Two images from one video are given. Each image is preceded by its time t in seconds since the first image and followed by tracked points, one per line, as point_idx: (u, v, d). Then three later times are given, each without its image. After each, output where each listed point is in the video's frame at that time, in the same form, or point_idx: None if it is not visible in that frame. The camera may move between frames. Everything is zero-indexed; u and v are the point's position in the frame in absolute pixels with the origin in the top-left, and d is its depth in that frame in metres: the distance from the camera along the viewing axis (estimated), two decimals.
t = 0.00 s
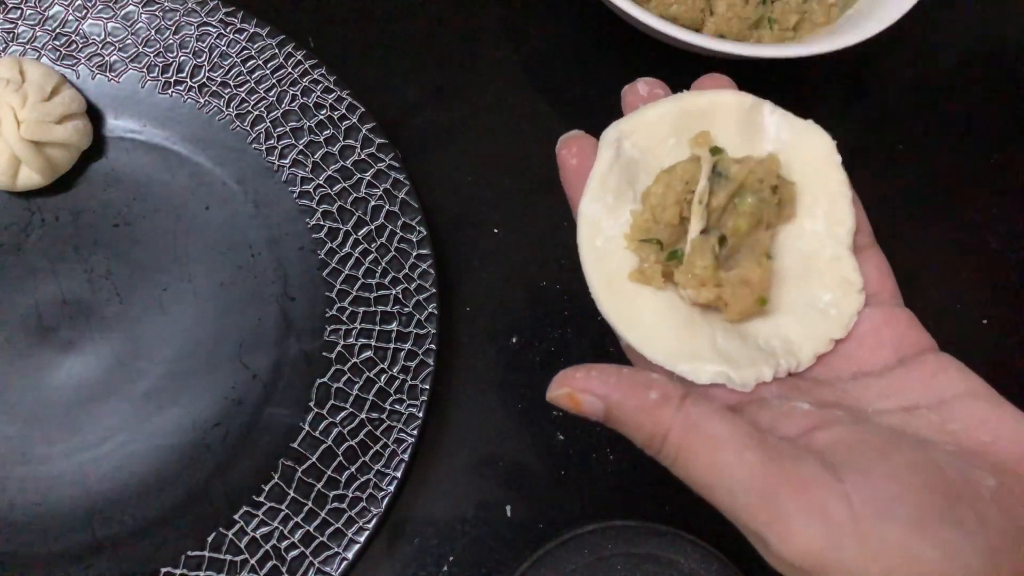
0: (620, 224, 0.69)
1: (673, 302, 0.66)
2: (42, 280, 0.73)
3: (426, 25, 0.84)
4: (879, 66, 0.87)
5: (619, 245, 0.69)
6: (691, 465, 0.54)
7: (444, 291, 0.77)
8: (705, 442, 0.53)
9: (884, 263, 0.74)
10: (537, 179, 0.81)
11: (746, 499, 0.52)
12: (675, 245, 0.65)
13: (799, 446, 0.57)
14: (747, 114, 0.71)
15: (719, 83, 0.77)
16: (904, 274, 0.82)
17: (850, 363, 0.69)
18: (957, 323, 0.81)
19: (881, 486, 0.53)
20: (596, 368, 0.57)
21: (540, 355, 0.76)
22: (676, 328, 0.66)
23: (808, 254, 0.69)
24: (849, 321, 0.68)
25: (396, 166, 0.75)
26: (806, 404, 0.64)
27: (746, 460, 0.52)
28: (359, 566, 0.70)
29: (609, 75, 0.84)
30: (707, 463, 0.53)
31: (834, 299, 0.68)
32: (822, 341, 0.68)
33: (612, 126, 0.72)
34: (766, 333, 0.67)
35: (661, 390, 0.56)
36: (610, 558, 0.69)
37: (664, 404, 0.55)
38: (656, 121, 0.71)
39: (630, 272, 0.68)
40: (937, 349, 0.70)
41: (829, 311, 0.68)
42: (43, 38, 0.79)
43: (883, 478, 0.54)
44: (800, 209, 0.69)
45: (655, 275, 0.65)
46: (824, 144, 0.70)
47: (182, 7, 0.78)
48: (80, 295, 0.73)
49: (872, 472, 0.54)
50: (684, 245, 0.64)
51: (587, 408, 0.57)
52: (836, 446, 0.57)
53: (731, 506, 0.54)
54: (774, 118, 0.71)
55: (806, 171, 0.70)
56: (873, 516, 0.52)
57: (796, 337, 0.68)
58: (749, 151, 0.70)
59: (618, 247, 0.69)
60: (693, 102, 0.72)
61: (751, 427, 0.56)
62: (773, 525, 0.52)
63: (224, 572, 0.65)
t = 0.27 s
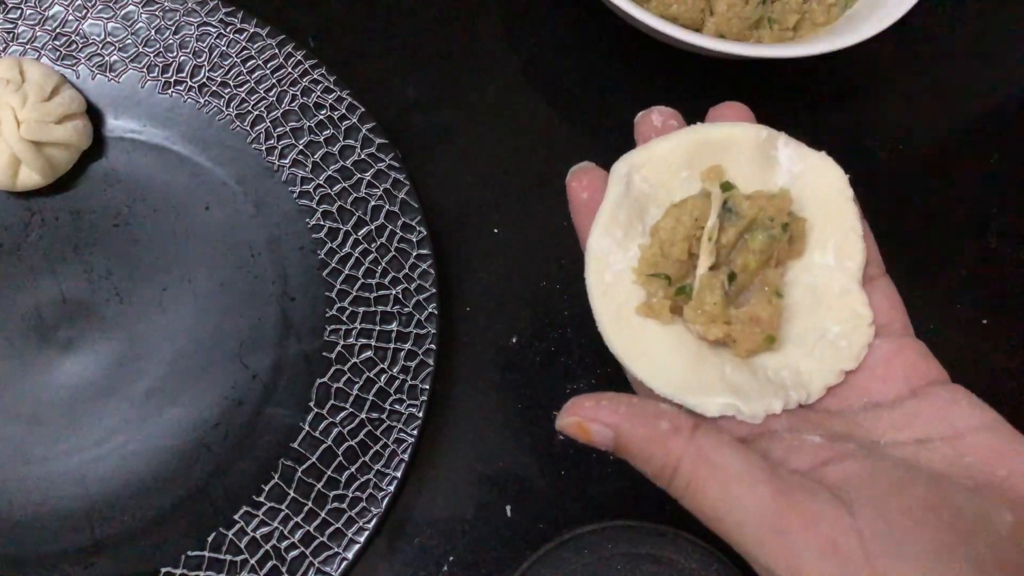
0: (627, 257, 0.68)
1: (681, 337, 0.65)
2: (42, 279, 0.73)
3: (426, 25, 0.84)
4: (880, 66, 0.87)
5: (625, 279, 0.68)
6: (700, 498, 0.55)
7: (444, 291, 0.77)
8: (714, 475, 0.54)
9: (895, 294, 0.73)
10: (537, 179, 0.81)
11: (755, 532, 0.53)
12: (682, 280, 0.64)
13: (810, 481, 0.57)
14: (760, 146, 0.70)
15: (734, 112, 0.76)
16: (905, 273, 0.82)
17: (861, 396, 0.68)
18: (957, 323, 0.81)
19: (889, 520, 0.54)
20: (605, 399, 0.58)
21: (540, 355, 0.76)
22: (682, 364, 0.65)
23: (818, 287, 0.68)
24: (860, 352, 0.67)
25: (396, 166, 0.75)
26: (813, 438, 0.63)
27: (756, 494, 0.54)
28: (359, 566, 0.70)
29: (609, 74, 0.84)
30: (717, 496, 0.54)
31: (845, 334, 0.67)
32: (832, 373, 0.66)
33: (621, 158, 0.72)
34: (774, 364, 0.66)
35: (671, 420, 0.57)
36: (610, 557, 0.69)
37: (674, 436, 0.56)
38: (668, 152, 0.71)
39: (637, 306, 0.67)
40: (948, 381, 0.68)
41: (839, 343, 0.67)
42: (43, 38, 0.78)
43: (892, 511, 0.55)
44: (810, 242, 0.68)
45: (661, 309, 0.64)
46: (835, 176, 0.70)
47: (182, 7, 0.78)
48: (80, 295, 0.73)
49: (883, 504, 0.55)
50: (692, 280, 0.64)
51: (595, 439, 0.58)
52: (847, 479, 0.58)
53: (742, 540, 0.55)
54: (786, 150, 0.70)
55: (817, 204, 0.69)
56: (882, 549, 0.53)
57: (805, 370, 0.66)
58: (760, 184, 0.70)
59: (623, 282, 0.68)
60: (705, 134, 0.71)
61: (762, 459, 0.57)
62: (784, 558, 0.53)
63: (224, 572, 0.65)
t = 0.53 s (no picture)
0: (678, 245, 0.68)
1: (720, 335, 0.65)
2: (42, 279, 0.73)
3: (426, 24, 0.84)
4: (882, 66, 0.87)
5: (673, 267, 0.68)
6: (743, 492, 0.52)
7: (444, 291, 0.77)
8: (755, 465, 0.52)
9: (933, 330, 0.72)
10: (537, 179, 0.81)
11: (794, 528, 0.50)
12: (732, 274, 0.64)
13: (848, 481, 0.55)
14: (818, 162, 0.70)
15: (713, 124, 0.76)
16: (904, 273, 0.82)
17: (892, 421, 0.66)
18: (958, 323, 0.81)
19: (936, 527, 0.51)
20: (645, 378, 0.55)
21: (540, 355, 0.76)
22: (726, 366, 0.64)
23: (862, 305, 0.67)
24: (897, 378, 0.66)
25: (396, 166, 0.75)
26: (851, 448, 0.61)
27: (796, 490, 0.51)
28: (359, 566, 0.70)
29: (609, 74, 0.84)
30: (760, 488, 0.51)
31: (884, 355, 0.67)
32: (869, 394, 0.66)
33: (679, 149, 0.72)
34: (814, 378, 0.65)
35: (712, 407, 0.54)
36: (610, 557, 0.69)
37: (716, 421, 0.53)
38: (719, 158, 0.70)
39: (681, 296, 0.67)
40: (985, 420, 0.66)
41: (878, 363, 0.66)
42: (43, 38, 0.79)
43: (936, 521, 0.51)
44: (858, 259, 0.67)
45: (706, 300, 0.65)
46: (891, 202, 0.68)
47: (182, 7, 0.78)
48: (80, 295, 0.73)
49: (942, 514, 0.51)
50: (740, 274, 0.64)
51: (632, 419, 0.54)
52: (889, 485, 0.55)
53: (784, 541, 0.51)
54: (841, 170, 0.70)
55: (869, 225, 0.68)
56: (932, 557, 0.49)
57: (843, 385, 0.65)
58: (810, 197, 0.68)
59: (672, 273, 0.68)
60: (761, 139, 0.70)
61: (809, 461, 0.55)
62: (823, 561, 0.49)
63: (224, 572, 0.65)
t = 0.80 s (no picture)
0: (689, 240, 0.69)
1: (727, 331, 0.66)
2: (42, 279, 0.73)
3: (426, 24, 0.84)
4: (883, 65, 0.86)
5: (683, 263, 0.69)
6: (782, 452, 0.53)
7: (444, 291, 0.77)
8: (792, 427, 0.53)
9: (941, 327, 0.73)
10: (537, 179, 0.81)
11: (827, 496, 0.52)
12: (742, 271, 0.66)
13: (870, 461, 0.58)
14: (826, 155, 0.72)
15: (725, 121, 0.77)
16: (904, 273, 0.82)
17: (897, 418, 0.69)
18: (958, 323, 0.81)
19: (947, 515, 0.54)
20: (694, 327, 0.55)
21: (540, 355, 0.76)
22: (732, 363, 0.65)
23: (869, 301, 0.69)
24: (902, 375, 0.68)
25: (396, 166, 0.75)
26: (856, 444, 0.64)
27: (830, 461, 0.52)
28: (359, 566, 0.70)
29: (609, 74, 0.84)
30: (798, 460, 0.52)
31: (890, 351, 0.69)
32: (872, 390, 0.68)
33: (692, 142, 0.73)
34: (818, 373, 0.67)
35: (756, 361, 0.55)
36: (610, 557, 0.70)
37: (757, 378, 0.54)
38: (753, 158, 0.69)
39: (689, 292, 0.68)
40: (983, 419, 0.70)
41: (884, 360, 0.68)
42: (43, 38, 0.79)
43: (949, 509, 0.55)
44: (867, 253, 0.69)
45: (716, 298, 0.66)
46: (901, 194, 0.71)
47: (182, 7, 0.78)
48: (80, 295, 0.73)
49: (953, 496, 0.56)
50: (751, 270, 0.66)
51: (669, 362, 0.55)
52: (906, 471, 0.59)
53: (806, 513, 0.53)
54: (852, 159, 0.72)
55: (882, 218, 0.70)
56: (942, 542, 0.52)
57: (845, 383, 0.67)
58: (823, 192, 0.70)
59: (683, 265, 0.69)
60: (773, 133, 0.73)
61: (837, 438, 0.56)
62: (845, 532, 0.52)
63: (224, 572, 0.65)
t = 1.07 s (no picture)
0: (676, 262, 0.70)
1: (711, 353, 0.68)
2: (42, 279, 0.73)
3: (426, 24, 0.84)
4: (885, 64, 0.86)
5: (670, 283, 0.70)
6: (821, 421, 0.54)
7: (444, 291, 0.77)
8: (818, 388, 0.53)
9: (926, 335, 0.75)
10: (537, 180, 0.81)
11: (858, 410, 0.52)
12: (726, 294, 0.64)
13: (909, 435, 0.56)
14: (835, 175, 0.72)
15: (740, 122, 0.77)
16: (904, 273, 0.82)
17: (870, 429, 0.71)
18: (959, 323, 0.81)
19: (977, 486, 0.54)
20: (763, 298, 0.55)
21: (540, 355, 0.76)
22: (711, 382, 0.68)
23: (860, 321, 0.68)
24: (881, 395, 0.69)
25: (396, 166, 0.75)
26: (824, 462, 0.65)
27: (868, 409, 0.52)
28: (359, 566, 0.70)
29: (609, 74, 0.84)
30: (822, 343, 0.52)
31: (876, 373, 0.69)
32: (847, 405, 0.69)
33: (692, 151, 0.73)
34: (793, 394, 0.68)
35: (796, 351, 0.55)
36: (610, 557, 0.70)
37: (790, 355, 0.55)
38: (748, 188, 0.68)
39: (674, 312, 0.69)
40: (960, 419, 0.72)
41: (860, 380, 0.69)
42: (43, 38, 0.79)
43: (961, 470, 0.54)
44: (862, 278, 0.70)
45: (701, 320, 0.66)
46: (908, 220, 0.71)
47: (182, 7, 0.78)
48: (80, 295, 0.73)
49: (980, 481, 0.54)
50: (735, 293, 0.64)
51: (784, 264, 0.51)
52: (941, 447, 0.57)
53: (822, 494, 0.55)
54: (858, 177, 0.72)
55: (879, 244, 0.71)
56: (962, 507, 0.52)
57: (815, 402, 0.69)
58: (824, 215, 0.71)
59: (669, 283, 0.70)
60: (777, 147, 0.72)
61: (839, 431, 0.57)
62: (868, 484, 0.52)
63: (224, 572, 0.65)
